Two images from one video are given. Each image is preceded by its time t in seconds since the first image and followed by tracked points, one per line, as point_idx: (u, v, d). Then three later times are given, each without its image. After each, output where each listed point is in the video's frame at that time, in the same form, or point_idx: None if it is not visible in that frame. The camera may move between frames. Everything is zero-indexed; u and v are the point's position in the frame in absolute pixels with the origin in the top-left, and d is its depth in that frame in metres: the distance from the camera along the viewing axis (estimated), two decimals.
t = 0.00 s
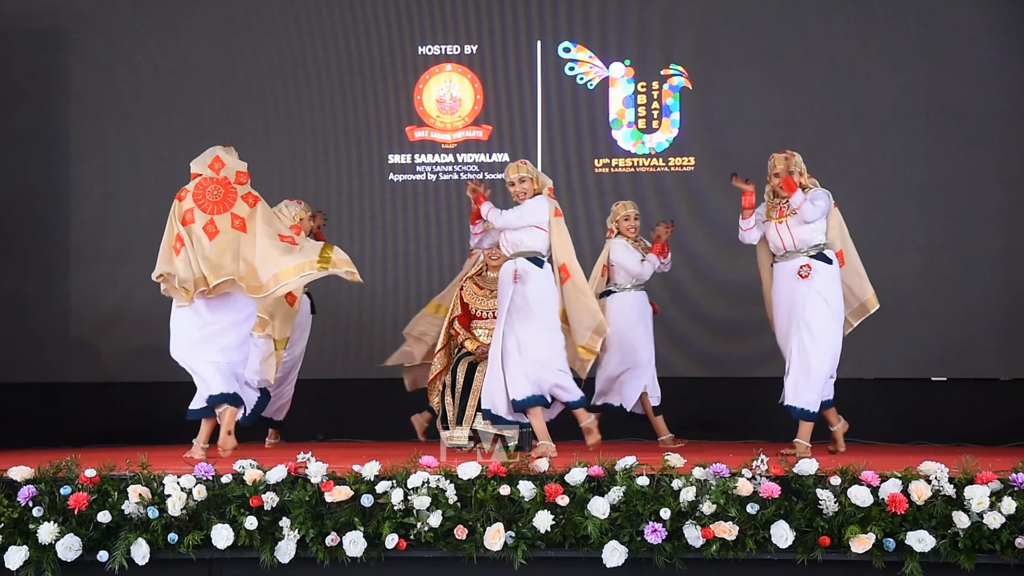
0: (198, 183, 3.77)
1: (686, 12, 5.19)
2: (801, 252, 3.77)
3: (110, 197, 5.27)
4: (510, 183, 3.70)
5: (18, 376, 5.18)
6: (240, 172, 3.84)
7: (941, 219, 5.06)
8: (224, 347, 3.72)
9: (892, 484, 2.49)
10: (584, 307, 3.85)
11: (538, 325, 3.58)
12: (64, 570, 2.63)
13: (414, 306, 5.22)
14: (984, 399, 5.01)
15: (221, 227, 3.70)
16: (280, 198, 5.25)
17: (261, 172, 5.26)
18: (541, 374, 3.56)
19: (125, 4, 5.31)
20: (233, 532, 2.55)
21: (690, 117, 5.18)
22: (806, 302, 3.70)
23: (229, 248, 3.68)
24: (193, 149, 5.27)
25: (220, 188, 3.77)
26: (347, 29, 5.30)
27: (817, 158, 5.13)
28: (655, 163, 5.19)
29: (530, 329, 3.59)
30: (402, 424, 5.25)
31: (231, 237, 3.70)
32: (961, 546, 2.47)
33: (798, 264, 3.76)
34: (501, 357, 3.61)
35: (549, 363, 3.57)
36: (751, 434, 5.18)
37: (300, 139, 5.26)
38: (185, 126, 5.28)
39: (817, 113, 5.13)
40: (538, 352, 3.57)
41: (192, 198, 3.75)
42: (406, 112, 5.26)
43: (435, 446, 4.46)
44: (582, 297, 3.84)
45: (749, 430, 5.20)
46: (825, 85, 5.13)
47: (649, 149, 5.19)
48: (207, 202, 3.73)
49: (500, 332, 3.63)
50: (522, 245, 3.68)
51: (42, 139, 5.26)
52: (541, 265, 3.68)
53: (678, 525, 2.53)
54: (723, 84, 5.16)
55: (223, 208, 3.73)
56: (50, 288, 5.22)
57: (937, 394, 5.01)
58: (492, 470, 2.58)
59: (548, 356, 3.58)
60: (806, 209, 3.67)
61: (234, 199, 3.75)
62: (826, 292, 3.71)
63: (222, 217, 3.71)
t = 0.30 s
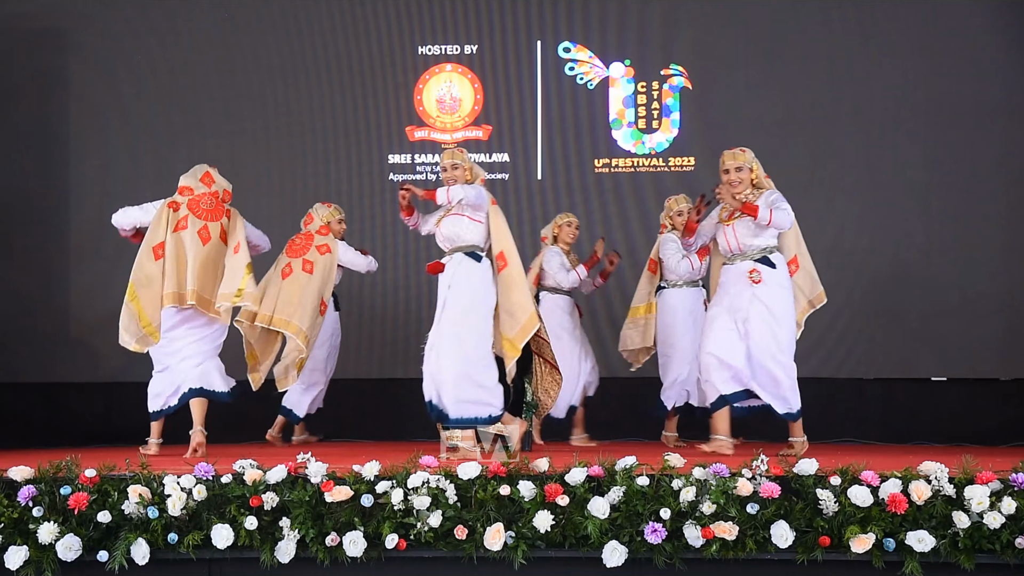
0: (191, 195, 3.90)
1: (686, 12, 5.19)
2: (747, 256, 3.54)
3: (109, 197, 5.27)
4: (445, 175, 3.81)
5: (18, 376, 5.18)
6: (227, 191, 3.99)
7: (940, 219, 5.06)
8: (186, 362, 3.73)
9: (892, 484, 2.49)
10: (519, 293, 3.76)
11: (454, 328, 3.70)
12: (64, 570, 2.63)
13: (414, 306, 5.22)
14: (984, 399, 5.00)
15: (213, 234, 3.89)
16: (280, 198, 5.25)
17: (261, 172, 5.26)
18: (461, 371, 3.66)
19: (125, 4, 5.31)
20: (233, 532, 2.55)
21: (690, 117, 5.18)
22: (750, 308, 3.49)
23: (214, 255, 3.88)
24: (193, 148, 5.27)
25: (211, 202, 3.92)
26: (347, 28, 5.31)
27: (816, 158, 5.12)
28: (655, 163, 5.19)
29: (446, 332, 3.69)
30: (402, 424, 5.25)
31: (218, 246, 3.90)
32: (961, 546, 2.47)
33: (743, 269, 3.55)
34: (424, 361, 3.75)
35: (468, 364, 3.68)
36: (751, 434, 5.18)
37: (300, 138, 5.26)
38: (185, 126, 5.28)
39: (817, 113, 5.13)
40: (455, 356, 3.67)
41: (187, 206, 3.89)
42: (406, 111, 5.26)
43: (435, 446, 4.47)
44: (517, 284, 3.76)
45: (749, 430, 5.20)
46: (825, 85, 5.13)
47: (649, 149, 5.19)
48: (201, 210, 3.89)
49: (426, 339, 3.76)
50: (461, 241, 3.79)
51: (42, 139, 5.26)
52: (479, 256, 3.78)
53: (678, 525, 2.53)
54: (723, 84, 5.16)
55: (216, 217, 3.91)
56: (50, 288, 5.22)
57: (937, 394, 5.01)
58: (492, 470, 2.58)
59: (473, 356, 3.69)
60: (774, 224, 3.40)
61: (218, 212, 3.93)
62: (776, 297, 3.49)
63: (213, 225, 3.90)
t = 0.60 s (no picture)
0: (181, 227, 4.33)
1: (686, 12, 5.19)
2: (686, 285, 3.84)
3: (109, 197, 5.27)
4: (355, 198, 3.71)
5: (18, 376, 5.18)
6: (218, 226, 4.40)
7: (940, 219, 5.06)
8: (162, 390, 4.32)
9: (892, 484, 2.49)
10: (439, 302, 3.64)
11: (379, 341, 3.57)
12: (64, 570, 2.63)
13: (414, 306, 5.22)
14: (984, 399, 5.00)
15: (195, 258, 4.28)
16: (280, 198, 5.25)
17: (261, 172, 5.26)
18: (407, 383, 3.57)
19: (125, 4, 5.30)
20: (233, 532, 2.55)
21: (690, 117, 5.18)
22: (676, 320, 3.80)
23: (200, 275, 4.27)
24: (193, 148, 5.27)
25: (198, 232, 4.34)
26: (347, 28, 5.30)
27: (816, 158, 5.12)
28: (655, 163, 5.20)
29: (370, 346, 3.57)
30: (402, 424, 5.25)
31: (203, 266, 4.28)
32: (961, 546, 2.47)
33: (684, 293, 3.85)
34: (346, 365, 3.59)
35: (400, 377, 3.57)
36: (751, 434, 5.18)
37: (300, 139, 5.27)
38: (185, 126, 5.28)
39: (817, 113, 5.13)
40: (385, 370, 3.55)
41: (174, 234, 4.30)
42: (406, 111, 5.26)
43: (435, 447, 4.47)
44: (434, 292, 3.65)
45: (749, 430, 5.20)
46: (825, 85, 5.13)
47: (649, 149, 5.20)
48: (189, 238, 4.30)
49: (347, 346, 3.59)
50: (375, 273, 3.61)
51: (41, 139, 5.27)
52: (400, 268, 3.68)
53: (678, 525, 2.53)
54: (723, 84, 5.16)
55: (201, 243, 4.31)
56: (50, 288, 5.22)
57: (937, 394, 5.01)
58: (492, 470, 2.58)
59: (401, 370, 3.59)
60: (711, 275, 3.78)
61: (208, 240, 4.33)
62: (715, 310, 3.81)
63: (200, 249, 4.30)
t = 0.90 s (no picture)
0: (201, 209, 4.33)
1: (686, 12, 5.19)
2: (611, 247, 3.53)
3: (109, 197, 5.27)
4: (290, 177, 3.91)
5: (19, 376, 5.18)
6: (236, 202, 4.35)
7: (940, 219, 5.06)
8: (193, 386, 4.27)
9: (892, 484, 2.49)
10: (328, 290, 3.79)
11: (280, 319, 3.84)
12: (64, 570, 2.63)
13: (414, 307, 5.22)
14: (984, 399, 5.00)
15: (212, 243, 4.27)
16: (280, 198, 5.25)
17: (261, 172, 5.26)
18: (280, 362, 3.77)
19: (125, 4, 5.30)
20: (233, 532, 2.55)
21: (690, 117, 5.18)
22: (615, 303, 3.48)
23: (214, 263, 4.25)
24: (193, 148, 5.27)
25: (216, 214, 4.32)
26: (347, 28, 5.30)
27: (816, 158, 5.12)
28: (655, 163, 5.20)
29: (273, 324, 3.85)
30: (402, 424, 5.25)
31: (218, 254, 4.26)
32: (961, 546, 2.48)
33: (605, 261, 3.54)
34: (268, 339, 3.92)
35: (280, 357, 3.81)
36: (751, 434, 5.18)
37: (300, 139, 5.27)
38: (185, 126, 5.28)
39: (817, 112, 5.13)
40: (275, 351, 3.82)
41: (193, 222, 4.32)
42: (406, 112, 5.26)
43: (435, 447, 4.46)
44: (330, 277, 3.79)
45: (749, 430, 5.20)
46: (824, 85, 5.13)
47: (649, 149, 5.21)
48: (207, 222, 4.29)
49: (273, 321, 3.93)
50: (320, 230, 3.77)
51: (41, 139, 5.27)
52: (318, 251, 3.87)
53: (678, 525, 2.53)
54: (723, 84, 5.16)
55: (217, 227, 4.29)
56: (50, 288, 5.22)
57: (937, 394, 5.01)
58: (492, 470, 2.58)
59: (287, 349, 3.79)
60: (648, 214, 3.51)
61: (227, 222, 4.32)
62: (637, 288, 3.50)
63: (215, 235, 4.28)
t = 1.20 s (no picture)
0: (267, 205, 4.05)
1: (686, 12, 5.19)
2: (519, 248, 3.54)
3: (109, 197, 5.26)
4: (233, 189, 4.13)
5: (19, 376, 5.19)
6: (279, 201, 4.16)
7: (940, 219, 5.06)
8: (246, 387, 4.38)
9: (892, 484, 2.49)
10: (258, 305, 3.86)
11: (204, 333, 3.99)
12: (64, 570, 2.63)
13: (414, 306, 5.22)
14: (984, 399, 5.00)
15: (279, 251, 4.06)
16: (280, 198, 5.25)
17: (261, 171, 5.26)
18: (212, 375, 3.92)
19: (125, 4, 5.30)
20: (233, 532, 2.55)
21: (690, 117, 5.18)
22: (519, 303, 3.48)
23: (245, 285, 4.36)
24: (193, 148, 5.27)
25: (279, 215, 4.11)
26: (346, 28, 5.30)
27: (816, 158, 5.12)
28: (655, 163, 5.19)
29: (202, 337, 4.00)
30: (402, 424, 5.25)
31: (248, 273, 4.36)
32: (961, 546, 2.47)
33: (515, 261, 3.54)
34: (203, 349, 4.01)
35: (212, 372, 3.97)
36: (751, 434, 5.18)
37: (300, 138, 5.27)
38: (185, 126, 5.28)
39: (817, 113, 5.13)
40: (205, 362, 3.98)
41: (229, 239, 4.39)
42: (407, 112, 5.26)
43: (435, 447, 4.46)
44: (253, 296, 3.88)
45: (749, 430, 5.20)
46: (824, 85, 5.13)
47: (649, 149, 5.19)
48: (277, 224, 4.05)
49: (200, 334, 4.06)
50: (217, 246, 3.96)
51: (41, 140, 5.27)
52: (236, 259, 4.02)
53: (678, 525, 2.53)
54: (723, 84, 5.16)
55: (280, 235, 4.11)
56: (50, 288, 5.22)
57: (937, 394, 5.01)
58: (492, 470, 2.58)
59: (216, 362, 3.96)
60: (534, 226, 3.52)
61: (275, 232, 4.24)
62: (546, 290, 3.48)
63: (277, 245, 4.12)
